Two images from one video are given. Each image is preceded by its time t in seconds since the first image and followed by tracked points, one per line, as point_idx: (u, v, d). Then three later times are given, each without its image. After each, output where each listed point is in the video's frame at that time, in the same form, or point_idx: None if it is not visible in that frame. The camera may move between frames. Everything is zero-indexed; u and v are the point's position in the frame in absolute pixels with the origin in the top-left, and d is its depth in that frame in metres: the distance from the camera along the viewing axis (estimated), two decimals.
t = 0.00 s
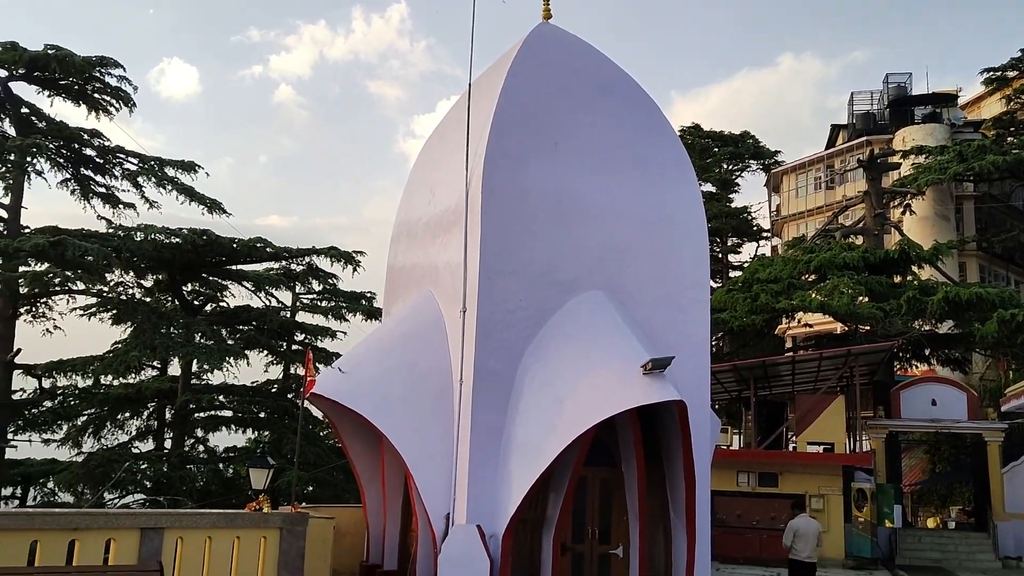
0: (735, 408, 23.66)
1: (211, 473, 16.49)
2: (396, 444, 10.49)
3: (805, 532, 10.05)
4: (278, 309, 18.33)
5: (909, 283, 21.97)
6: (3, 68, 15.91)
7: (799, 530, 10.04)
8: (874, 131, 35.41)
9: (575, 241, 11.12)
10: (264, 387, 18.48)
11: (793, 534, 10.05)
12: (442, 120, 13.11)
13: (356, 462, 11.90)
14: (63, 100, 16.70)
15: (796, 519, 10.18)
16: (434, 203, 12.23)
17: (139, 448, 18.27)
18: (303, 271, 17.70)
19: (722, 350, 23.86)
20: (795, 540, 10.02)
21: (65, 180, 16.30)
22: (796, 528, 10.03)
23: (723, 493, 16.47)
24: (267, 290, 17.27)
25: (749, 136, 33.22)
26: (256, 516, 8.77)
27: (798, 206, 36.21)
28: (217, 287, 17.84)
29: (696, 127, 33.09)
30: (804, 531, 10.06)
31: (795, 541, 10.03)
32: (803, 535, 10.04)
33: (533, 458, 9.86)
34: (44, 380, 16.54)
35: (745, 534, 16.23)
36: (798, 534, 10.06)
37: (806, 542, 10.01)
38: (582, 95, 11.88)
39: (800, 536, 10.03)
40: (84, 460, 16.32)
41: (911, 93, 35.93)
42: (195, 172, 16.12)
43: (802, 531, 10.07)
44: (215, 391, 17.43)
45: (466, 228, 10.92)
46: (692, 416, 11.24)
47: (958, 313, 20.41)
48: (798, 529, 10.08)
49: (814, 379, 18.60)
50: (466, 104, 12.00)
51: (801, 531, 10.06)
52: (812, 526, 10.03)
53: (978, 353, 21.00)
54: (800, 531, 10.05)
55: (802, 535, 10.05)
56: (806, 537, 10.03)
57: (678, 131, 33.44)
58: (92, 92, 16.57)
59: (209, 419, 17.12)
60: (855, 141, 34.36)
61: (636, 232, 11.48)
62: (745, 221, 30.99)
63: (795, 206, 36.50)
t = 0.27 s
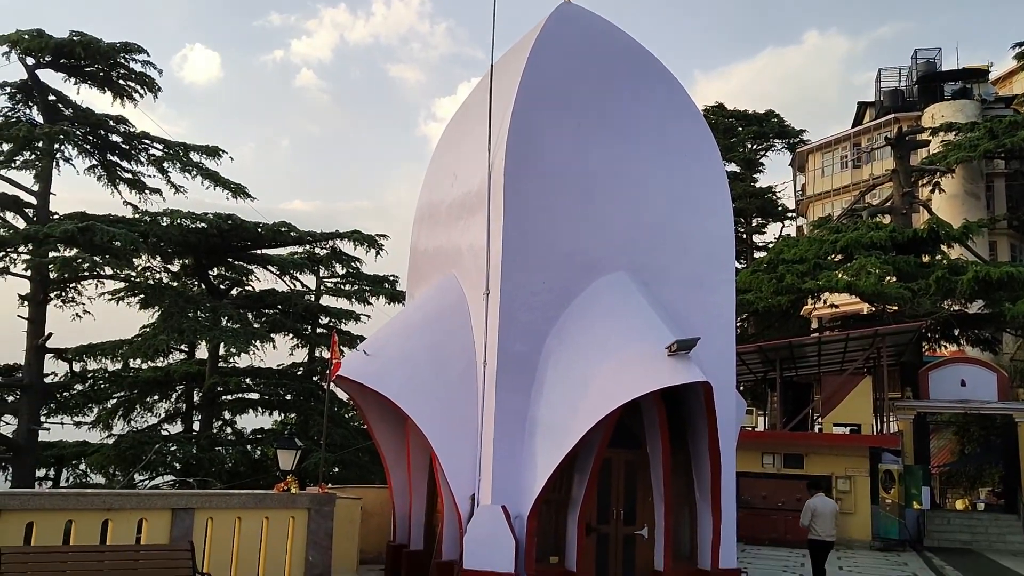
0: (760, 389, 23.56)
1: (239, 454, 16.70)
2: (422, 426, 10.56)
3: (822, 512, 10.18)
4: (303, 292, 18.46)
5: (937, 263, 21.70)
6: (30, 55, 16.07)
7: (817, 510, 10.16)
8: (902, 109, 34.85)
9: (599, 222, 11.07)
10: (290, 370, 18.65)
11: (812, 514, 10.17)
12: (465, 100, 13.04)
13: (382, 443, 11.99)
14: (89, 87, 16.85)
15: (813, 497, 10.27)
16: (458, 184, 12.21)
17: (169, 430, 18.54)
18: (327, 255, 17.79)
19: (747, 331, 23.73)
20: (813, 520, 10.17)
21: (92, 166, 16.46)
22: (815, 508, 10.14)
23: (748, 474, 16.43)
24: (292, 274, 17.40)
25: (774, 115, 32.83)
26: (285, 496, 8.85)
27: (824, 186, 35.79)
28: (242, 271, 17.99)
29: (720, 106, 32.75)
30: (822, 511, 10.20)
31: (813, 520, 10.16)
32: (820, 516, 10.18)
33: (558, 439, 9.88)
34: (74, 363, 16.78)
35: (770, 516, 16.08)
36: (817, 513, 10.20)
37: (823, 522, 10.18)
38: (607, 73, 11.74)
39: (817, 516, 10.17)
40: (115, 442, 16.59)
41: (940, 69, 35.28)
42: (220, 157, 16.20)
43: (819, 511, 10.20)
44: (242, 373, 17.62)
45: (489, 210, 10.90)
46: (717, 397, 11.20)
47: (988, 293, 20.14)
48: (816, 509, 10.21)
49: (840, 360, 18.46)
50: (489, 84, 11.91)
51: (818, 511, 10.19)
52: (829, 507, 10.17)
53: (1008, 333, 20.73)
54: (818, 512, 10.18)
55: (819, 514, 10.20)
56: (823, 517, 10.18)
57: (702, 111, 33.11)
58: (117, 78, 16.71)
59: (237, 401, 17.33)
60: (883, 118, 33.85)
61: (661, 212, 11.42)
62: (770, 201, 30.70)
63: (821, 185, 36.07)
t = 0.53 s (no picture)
0: (758, 374, 23.64)
1: (239, 440, 16.73)
2: (421, 411, 10.59)
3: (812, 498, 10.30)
4: (302, 278, 18.46)
5: (935, 249, 21.74)
6: (25, 40, 15.97)
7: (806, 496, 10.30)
8: (901, 94, 34.80)
9: (598, 208, 11.07)
10: (289, 356, 18.67)
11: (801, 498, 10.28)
12: (463, 85, 12.98)
13: (381, 429, 12.02)
14: (85, 71, 16.75)
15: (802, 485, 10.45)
16: (456, 170, 12.19)
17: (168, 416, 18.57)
18: (325, 241, 17.78)
19: (745, 317, 23.78)
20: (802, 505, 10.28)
21: (88, 151, 16.38)
22: (804, 493, 10.28)
23: (746, 459, 16.52)
24: (290, 260, 17.38)
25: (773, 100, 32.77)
26: (285, 482, 8.89)
27: (822, 172, 35.78)
28: (240, 257, 17.95)
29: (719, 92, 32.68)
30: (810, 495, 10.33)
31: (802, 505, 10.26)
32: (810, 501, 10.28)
33: (557, 425, 9.92)
34: (72, 350, 16.77)
35: (768, 500, 16.20)
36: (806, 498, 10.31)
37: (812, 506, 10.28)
38: (607, 59, 11.69)
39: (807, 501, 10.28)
40: (114, 428, 16.61)
41: (939, 54, 35.21)
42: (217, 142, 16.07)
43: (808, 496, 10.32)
44: (241, 360, 17.63)
45: (488, 196, 10.89)
46: (715, 382, 11.24)
47: (985, 279, 20.19)
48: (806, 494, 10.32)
49: (838, 345, 18.53)
50: (488, 69, 11.85)
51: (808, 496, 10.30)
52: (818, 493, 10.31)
53: (1005, 319, 20.83)
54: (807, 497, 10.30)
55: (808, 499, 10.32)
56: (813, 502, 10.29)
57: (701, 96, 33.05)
58: (113, 63, 16.61)
59: (235, 387, 17.35)
60: (882, 104, 33.82)
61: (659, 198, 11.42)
62: (769, 187, 30.70)
63: (819, 171, 36.06)
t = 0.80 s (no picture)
0: (730, 364, 23.90)
1: (209, 430, 16.57)
2: (395, 400, 10.57)
3: (773, 483, 10.58)
4: (273, 266, 18.28)
5: (903, 240, 22.10)
6: None
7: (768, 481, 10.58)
8: (871, 88, 35.24)
9: (572, 198, 11.09)
10: (260, 345, 18.52)
11: (762, 484, 10.56)
12: (438, 73, 12.91)
13: (354, 418, 11.97)
14: (51, 54, 16.41)
15: (765, 468, 10.69)
16: (431, 158, 12.15)
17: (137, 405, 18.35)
18: (297, 229, 17.60)
19: (718, 307, 24.02)
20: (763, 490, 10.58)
21: (54, 135, 16.07)
22: (766, 478, 10.54)
23: (717, 448, 16.70)
24: (262, 248, 17.23)
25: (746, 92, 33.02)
26: (255, 471, 8.84)
27: (794, 164, 36.15)
28: (211, 245, 17.75)
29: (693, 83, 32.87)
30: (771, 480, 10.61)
31: (762, 490, 10.59)
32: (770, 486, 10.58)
33: (531, 413, 9.97)
34: (38, 338, 16.49)
35: (739, 487, 16.42)
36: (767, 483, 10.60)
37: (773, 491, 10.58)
38: (583, 48, 11.68)
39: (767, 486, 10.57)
40: (81, 417, 16.37)
41: (908, 49, 35.69)
42: (187, 129, 15.82)
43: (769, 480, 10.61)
44: (211, 348, 17.45)
45: (463, 184, 10.87)
46: (688, 372, 11.35)
47: (951, 270, 20.56)
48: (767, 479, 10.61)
49: (808, 335, 18.79)
50: (463, 57, 11.79)
51: (769, 480, 10.59)
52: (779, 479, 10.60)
53: (970, 310, 21.24)
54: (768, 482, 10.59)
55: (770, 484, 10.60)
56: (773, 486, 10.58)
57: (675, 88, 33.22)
58: (80, 45, 16.29)
59: (206, 376, 17.17)
60: (852, 98, 34.23)
61: (633, 188, 11.47)
62: (741, 178, 30.97)
63: (791, 162, 36.42)
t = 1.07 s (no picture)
0: (679, 355, 24.21)
1: (153, 421, 16.22)
2: (344, 391, 10.46)
3: (712, 472, 10.69)
4: (221, 254, 17.92)
5: (848, 235, 22.59)
6: None
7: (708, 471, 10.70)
8: (819, 85, 35.93)
9: (524, 189, 11.07)
10: (207, 335, 18.18)
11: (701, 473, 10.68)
12: (390, 60, 12.76)
13: (302, 409, 11.82)
14: None
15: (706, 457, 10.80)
16: (383, 147, 12.02)
17: (77, 395, 17.86)
18: (246, 216, 17.30)
19: (669, 299, 24.28)
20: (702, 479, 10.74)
21: None
22: (707, 467, 10.68)
23: (666, 438, 16.89)
24: (209, 235, 16.89)
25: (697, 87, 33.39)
26: (200, 463, 8.67)
27: (743, 159, 36.71)
28: (156, 232, 17.34)
29: (646, 77, 33.11)
30: (710, 470, 10.72)
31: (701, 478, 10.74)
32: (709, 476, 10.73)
33: (481, 404, 9.95)
34: None
35: (687, 477, 16.63)
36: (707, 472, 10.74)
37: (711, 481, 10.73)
38: (538, 38, 11.66)
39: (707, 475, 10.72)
40: (18, 408, 15.88)
41: (855, 48, 36.45)
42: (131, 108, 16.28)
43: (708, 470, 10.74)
44: (156, 338, 17.07)
45: (415, 174, 10.78)
46: (637, 363, 11.44)
47: (894, 265, 21.10)
48: (707, 468, 10.73)
49: (755, 328, 19.12)
50: (415, 45, 11.66)
51: (708, 469, 10.72)
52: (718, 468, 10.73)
53: (911, 303, 21.81)
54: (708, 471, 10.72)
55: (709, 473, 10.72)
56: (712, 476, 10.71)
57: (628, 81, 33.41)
58: (18, 23, 15.72)
59: (150, 366, 16.79)
60: (801, 95, 34.85)
61: (586, 180, 11.51)
62: (693, 172, 31.33)
63: (741, 157, 36.97)
